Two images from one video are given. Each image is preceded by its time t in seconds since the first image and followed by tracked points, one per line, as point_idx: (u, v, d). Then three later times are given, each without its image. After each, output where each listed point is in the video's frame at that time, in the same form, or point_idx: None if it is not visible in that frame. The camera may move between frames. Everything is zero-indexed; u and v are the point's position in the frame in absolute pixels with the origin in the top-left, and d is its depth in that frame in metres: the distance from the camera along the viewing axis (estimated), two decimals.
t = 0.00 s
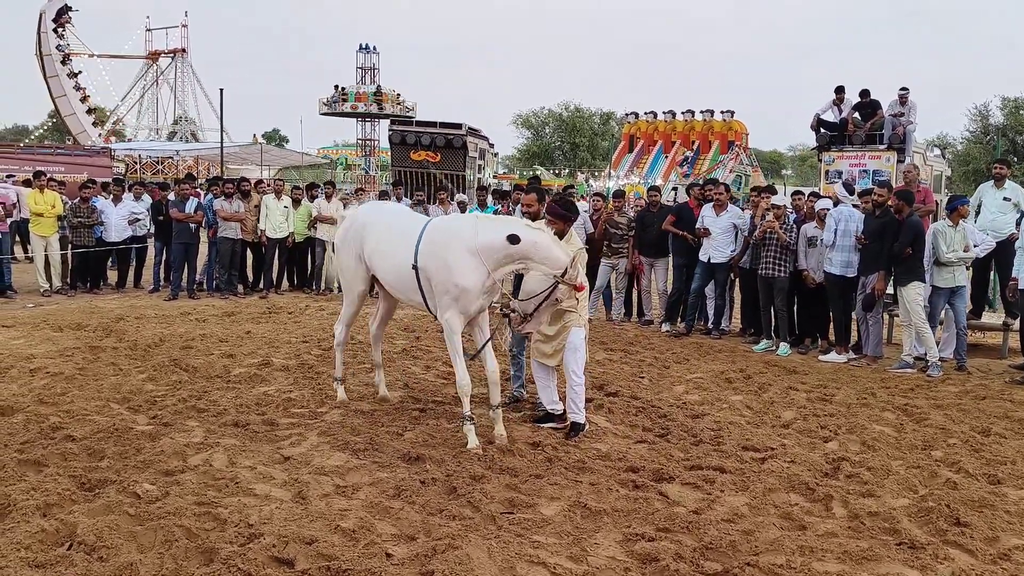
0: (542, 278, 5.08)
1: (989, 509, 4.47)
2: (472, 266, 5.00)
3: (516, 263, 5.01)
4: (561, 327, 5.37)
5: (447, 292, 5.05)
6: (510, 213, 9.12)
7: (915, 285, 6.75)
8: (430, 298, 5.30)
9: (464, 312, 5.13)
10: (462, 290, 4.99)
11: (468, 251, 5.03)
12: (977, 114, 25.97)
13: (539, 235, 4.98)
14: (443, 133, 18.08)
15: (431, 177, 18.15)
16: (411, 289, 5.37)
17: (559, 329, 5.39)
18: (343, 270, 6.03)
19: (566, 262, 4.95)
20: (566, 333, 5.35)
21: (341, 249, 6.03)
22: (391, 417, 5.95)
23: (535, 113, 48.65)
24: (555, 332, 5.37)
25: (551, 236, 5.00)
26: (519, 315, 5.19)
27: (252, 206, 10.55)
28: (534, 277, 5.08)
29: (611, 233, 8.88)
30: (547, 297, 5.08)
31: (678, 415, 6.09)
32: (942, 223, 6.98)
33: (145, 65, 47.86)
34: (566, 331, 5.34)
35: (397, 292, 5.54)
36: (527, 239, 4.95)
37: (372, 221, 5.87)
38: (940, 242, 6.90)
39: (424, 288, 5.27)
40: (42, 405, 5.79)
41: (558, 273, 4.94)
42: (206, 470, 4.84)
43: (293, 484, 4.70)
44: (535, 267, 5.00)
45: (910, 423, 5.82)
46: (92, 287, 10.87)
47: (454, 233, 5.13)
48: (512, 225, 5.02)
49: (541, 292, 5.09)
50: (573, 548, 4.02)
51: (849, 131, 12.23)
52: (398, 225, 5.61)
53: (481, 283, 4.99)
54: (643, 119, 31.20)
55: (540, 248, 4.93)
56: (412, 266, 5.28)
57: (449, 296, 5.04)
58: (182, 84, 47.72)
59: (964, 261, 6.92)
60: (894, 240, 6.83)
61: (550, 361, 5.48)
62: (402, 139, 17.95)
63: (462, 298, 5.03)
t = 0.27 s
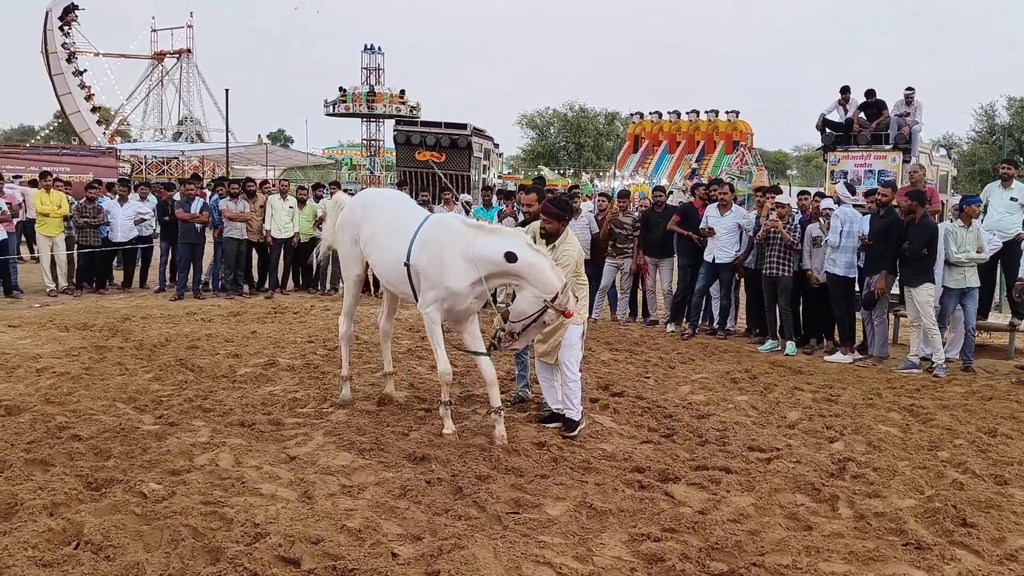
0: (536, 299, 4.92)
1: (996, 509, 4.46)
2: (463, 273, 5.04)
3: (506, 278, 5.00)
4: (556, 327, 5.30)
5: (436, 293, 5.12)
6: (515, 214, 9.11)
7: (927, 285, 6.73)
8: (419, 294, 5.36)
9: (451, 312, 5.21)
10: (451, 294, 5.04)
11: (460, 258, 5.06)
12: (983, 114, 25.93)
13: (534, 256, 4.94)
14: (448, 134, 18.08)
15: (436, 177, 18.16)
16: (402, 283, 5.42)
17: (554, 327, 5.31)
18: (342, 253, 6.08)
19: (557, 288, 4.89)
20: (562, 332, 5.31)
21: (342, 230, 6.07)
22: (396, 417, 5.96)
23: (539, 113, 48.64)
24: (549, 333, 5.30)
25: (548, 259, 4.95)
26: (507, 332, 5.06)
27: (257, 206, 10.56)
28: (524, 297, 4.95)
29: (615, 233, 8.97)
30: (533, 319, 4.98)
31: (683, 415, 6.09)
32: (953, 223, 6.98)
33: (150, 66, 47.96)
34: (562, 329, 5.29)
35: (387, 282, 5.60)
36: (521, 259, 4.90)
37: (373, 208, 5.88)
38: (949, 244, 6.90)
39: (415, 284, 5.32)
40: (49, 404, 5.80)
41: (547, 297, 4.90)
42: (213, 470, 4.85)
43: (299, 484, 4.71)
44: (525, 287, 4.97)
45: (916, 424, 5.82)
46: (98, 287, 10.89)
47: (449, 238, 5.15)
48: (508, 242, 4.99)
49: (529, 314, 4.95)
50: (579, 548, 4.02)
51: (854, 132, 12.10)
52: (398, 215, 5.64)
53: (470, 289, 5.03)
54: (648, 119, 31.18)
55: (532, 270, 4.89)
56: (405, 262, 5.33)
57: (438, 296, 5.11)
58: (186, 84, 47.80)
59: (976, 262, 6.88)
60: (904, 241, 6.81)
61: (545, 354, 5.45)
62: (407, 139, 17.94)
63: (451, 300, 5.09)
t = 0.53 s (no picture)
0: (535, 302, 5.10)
1: (1005, 510, 4.45)
2: (464, 270, 5.05)
3: (507, 276, 5.03)
4: (560, 328, 5.33)
5: (438, 291, 5.12)
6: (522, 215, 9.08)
7: (944, 286, 6.71)
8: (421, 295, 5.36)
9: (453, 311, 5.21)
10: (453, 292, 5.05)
11: (461, 255, 5.07)
12: (992, 113, 25.82)
13: (534, 253, 4.97)
14: (455, 134, 18.08)
15: (443, 177, 18.17)
16: (402, 285, 5.43)
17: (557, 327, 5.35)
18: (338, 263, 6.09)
19: (557, 284, 4.93)
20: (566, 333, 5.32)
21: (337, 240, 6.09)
22: (404, 417, 5.97)
23: (546, 112, 48.64)
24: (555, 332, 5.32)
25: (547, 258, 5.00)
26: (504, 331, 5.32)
27: (265, 207, 10.59)
28: (523, 298, 5.13)
29: (623, 233, 8.88)
30: (531, 320, 5.20)
31: (691, 415, 6.08)
32: (968, 223, 6.95)
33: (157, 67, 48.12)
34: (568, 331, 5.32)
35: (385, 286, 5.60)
36: (521, 256, 4.93)
37: (367, 216, 5.92)
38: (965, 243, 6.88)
39: (416, 285, 5.32)
40: (58, 404, 5.83)
41: (547, 297, 4.95)
42: (221, 469, 4.86)
43: (307, 484, 4.72)
44: (526, 284, 5.00)
45: (925, 424, 5.80)
46: (106, 287, 10.95)
47: (449, 236, 5.17)
48: (508, 239, 5.02)
49: (528, 315, 5.16)
50: (586, 549, 4.02)
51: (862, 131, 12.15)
52: (394, 220, 5.67)
53: (472, 287, 5.04)
54: (655, 118, 31.13)
55: (533, 267, 4.92)
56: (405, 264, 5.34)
57: (440, 295, 5.11)
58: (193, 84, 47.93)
59: (990, 264, 6.82)
60: (920, 240, 6.80)
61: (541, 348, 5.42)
62: (414, 139, 17.95)
63: (453, 298, 5.10)
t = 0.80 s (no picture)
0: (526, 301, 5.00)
1: (1008, 512, 4.44)
2: (461, 272, 5.05)
3: (503, 275, 5.02)
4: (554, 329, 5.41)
5: (434, 290, 5.12)
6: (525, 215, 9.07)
7: (955, 288, 6.71)
8: (419, 294, 5.37)
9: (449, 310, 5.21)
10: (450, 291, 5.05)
11: (458, 255, 5.08)
12: (996, 114, 25.79)
13: (530, 253, 4.96)
14: (458, 135, 18.09)
15: (446, 178, 18.17)
16: (401, 284, 5.44)
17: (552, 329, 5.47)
18: (337, 260, 6.11)
19: (553, 284, 4.91)
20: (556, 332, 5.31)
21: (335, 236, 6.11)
22: (406, 418, 5.97)
23: (549, 113, 48.66)
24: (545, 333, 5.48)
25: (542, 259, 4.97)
26: (495, 326, 5.21)
27: (268, 207, 10.60)
28: (514, 296, 5.03)
29: (625, 233, 8.95)
30: (522, 318, 5.10)
31: (694, 416, 6.08)
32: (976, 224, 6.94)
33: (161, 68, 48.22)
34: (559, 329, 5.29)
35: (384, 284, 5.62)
36: (517, 256, 4.92)
37: (365, 212, 5.92)
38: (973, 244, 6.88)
39: (415, 284, 5.34)
40: (61, 404, 5.84)
41: (538, 299, 4.90)
42: (224, 470, 4.87)
43: (309, 484, 4.72)
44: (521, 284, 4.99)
45: (928, 426, 5.79)
46: (109, 287, 10.96)
47: (446, 235, 5.17)
48: (505, 238, 5.01)
49: (518, 313, 5.06)
50: (589, 550, 4.01)
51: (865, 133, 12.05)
52: (393, 216, 5.66)
53: (468, 286, 5.05)
54: (658, 119, 31.12)
55: (528, 267, 4.90)
56: (403, 264, 5.35)
57: (436, 294, 5.11)
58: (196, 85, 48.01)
59: (997, 265, 6.81)
60: (932, 242, 6.81)
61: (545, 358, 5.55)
62: (417, 140, 17.95)
63: (450, 297, 5.10)
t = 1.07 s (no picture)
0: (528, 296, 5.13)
1: (1013, 513, 4.43)
2: (463, 270, 5.06)
3: (505, 272, 5.07)
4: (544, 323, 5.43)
5: (436, 290, 5.12)
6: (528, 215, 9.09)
7: (962, 289, 6.70)
8: (421, 296, 5.37)
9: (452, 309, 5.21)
10: (453, 289, 5.06)
11: (460, 253, 5.10)
12: (1002, 114, 25.71)
13: (531, 250, 5.04)
14: (462, 135, 18.09)
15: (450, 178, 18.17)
16: (403, 287, 5.43)
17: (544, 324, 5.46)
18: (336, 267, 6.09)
19: (553, 280, 5.04)
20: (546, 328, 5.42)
21: (335, 246, 6.08)
22: (410, 418, 5.97)
23: (554, 114, 48.66)
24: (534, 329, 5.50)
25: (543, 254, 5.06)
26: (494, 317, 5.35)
27: (272, 208, 10.62)
28: (516, 290, 5.13)
29: (629, 234, 8.96)
30: (522, 313, 5.22)
31: (698, 417, 6.08)
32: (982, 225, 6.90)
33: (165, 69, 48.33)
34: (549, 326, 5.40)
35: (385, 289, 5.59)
36: (519, 253, 5.00)
37: (366, 220, 5.93)
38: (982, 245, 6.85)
39: (417, 286, 5.34)
40: (66, 404, 5.85)
41: (540, 294, 5.03)
42: (228, 470, 4.88)
43: (313, 485, 4.73)
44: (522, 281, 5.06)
45: (933, 426, 5.78)
46: (114, 288, 10.97)
47: (447, 234, 5.19)
48: (506, 235, 5.08)
49: (519, 308, 5.20)
50: (593, 550, 4.01)
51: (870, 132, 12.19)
52: (393, 221, 5.68)
53: (470, 284, 5.06)
54: (663, 119, 31.09)
55: (530, 263, 4.98)
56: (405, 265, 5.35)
57: (439, 293, 5.11)
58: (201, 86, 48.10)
59: (1005, 265, 6.80)
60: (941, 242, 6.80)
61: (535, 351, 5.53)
62: (421, 141, 17.96)
63: (453, 295, 5.10)
